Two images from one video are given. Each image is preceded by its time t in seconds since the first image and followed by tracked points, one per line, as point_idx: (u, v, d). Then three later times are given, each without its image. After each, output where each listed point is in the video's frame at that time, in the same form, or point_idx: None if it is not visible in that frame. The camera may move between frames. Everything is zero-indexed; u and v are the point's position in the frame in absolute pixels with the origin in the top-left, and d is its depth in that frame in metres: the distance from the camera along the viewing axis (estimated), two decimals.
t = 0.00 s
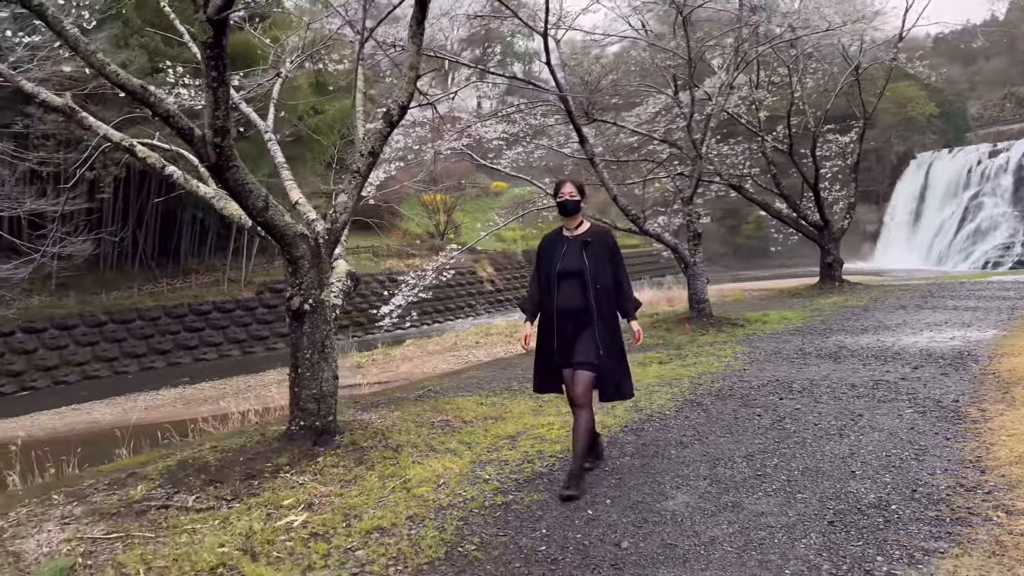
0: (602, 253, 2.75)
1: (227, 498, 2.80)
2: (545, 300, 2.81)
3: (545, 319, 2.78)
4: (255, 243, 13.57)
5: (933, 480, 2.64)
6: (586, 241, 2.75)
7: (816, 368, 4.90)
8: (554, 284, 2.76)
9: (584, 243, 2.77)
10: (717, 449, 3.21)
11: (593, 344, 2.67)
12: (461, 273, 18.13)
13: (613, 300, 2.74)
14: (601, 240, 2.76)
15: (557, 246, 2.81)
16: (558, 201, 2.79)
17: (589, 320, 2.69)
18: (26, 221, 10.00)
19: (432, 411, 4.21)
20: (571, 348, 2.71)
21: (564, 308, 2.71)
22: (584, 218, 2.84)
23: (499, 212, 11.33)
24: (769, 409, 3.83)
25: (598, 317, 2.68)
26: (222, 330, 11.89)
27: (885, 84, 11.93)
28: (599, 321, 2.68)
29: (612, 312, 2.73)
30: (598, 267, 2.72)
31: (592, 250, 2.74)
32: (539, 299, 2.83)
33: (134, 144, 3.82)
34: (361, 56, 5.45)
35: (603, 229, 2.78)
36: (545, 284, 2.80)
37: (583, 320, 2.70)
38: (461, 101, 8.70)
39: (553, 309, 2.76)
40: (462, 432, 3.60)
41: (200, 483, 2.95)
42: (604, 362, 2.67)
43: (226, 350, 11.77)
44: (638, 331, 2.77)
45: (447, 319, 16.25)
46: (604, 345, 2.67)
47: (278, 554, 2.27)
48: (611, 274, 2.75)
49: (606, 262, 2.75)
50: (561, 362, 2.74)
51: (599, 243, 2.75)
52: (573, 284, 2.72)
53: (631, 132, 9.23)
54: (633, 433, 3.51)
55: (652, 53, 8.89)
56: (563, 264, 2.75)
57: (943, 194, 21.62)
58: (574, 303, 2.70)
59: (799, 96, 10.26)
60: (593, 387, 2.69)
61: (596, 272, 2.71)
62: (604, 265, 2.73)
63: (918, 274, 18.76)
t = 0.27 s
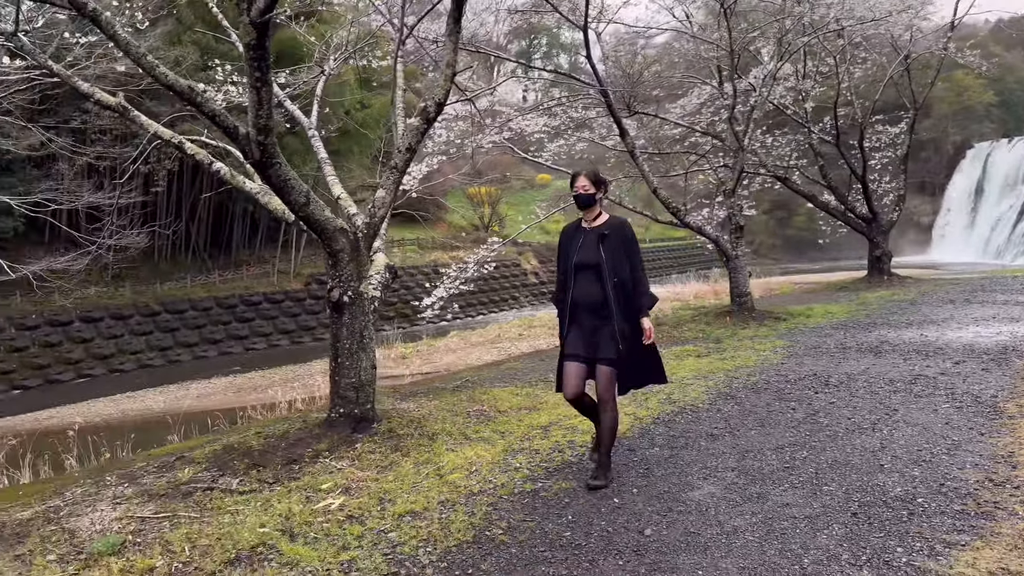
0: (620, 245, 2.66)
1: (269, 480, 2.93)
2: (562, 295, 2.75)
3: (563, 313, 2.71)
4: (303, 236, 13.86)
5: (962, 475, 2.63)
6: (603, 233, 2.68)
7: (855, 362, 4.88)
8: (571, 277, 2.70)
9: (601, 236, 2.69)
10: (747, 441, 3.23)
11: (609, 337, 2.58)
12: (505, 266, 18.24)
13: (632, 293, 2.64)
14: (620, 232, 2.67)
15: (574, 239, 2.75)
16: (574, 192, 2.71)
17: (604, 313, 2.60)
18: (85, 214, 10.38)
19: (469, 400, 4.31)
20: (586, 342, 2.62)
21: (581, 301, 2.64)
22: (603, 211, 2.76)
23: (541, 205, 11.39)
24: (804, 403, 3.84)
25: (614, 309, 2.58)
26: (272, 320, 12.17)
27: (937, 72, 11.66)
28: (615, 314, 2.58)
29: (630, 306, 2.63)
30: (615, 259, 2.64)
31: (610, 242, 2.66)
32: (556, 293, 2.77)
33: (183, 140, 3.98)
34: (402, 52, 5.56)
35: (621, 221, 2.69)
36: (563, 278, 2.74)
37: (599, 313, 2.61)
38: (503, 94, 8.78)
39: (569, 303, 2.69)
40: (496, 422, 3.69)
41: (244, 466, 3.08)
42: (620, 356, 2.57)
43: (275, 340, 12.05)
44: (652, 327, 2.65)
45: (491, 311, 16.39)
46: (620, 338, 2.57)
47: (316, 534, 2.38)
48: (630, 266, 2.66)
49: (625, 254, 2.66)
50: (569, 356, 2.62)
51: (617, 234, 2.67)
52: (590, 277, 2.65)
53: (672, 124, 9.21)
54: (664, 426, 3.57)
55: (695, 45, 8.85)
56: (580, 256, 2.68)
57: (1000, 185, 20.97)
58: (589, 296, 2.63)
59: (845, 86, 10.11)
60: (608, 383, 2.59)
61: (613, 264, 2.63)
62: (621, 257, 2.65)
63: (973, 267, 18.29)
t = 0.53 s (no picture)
0: (636, 241, 2.63)
1: (313, 465, 3.06)
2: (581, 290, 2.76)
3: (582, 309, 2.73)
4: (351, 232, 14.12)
5: (996, 470, 2.63)
6: (621, 229, 2.66)
7: (896, 359, 4.85)
8: (589, 273, 2.71)
9: (619, 232, 2.68)
10: (781, 435, 3.26)
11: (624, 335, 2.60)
12: (550, 262, 18.30)
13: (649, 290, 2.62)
14: (635, 228, 2.65)
15: (593, 236, 2.75)
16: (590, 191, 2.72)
17: (619, 309, 2.60)
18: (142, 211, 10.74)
19: (507, 393, 4.40)
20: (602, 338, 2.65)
21: (598, 297, 2.65)
22: (624, 206, 2.74)
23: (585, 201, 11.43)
24: (841, 398, 3.84)
25: (628, 306, 2.59)
26: (322, 315, 12.43)
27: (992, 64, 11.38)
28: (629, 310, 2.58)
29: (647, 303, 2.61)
30: (631, 256, 2.62)
31: (626, 239, 2.64)
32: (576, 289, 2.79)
33: (234, 139, 4.14)
34: (445, 51, 5.68)
35: (640, 216, 2.66)
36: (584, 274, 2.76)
37: (615, 310, 2.62)
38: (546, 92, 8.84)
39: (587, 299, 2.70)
40: (533, 414, 3.78)
41: (290, 451, 3.22)
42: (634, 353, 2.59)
43: (324, 334, 12.30)
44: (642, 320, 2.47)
45: (535, 307, 16.47)
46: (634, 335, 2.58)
47: (356, 516, 2.50)
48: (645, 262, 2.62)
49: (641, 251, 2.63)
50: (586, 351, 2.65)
51: (633, 231, 2.65)
52: (606, 274, 2.65)
53: (716, 120, 9.17)
54: (698, 420, 3.62)
55: (739, 40, 8.80)
56: (598, 253, 2.69)
57: None
58: (604, 292, 2.64)
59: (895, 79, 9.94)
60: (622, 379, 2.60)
61: (628, 261, 2.61)
62: (636, 253, 2.62)
63: None
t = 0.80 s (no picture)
0: (652, 239, 2.59)
1: (360, 451, 3.18)
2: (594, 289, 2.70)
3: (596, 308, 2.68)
4: (401, 228, 14.33)
5: None
6: (636, 227, 2.62)
7: (946, 355, 4.79)
8: (604, 272, 2.65)
9: (634, 230, 2.63)
10: (821, 428, 3.28)
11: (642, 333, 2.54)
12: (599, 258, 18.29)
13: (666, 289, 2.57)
14: (652, 225, 2.60)
15: (606, 234, 2.70)
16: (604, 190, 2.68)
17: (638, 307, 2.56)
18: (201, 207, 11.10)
19: (550, 385, 4.48)
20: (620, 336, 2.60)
21: (613, 295, 2.60)
22: (638, 205, 2.70)
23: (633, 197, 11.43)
24: (884, 394, 3.82)
25: (647, 305, 2.54)
26: (373, 309, 12.66)
27: None
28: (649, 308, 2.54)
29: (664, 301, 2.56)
30: (647, 253, 2.58)
31: (642, 237, 2.60)
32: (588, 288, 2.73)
33: (287, 138, 4.30)
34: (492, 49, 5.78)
35: (655, 214, 2.62)
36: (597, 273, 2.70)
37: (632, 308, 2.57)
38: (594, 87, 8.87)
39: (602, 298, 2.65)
40: (574, 406, 3.86)
41: (339, 437, 3.35)
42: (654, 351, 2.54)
43: (376, 329, 12.53)
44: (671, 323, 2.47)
45: (584, 303, 16.50)
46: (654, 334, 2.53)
47: (400, 497, 2.60)
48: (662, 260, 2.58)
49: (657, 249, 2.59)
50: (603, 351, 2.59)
51: (649, 228, 2.60)
52: (622, 271, 2.60)
53: (766, 114, 9.09)
54: (737, 413, 3.65)
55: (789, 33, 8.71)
56: (612, 251, 2.64)
57: None
58: (622, 291, 2.59)
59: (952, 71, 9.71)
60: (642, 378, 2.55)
61: (645, 259, 2.57)
62: (654, 251, 2.57)
63: None
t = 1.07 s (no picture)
0: (661, 232, 2.51)
1: (401, 439, 3.28)
2: (600, 283, 2.64)
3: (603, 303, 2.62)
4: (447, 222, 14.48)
5: None
6: (643, 220, 2.54)
7: (996, 351, 4.71)
8: (610, 265, 2.59)
9: (642, 222, 2.55)
10: (859, 424, 3.28)
11: (649, 328, 2.48)
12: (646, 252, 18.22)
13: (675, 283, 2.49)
14: (660, 218, 2.53)
15: (613, 227, 2.62)
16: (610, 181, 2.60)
17: (645, 302, 2.48)
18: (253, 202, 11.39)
19: (590, 378, 4.55)
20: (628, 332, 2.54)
21: (621, 291, 2.54)
22: (645, 197, 2.61)
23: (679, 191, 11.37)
24: (928, 389, 3.80)
25: (655, 300, 2.47)
26: (420, 303, 12.83)
27: None
28: (656, 304, 2.46)
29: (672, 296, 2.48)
30: (655, 247, 2.51)
31: (650, 230, 2.52)
32: (594, 281, 2.66)
33: (333, 136, 4.43)
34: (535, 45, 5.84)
35: (663, 206, 2.54)
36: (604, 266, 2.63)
37: (640, 303, 2.51)
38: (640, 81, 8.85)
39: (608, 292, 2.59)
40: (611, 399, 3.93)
41: (381, 426, 3.46)
42: (660, 348, 2.45)
43: (423, 322, 12.69)
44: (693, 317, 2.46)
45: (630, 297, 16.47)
46: (660, 330, 2.45)
47: (438, 484, 2.70)
48: (671, 254, 2.51)
49: (667, 243, 2.51)
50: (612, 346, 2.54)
51: (657, 221, 2.53)
52: (630, 265, 2.53)
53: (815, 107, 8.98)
54: (777, 407, 3.67)
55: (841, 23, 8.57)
56: (619, 245, 2.57)
57: None
58: (629, 285, 2.52)
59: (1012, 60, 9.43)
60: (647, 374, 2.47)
61: (652, 253, 2.50)
62: (662, 245, 2.50)
63: None
